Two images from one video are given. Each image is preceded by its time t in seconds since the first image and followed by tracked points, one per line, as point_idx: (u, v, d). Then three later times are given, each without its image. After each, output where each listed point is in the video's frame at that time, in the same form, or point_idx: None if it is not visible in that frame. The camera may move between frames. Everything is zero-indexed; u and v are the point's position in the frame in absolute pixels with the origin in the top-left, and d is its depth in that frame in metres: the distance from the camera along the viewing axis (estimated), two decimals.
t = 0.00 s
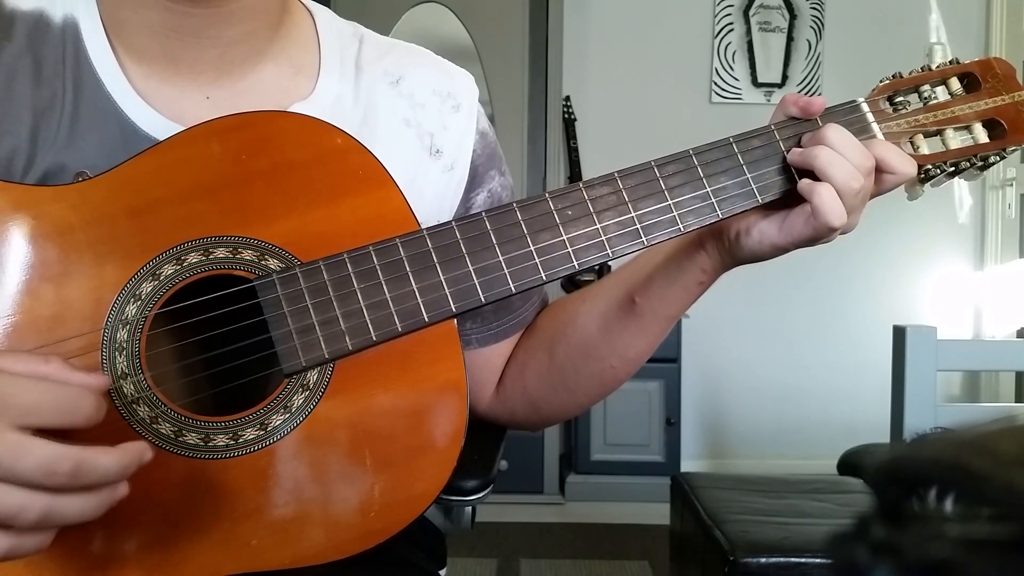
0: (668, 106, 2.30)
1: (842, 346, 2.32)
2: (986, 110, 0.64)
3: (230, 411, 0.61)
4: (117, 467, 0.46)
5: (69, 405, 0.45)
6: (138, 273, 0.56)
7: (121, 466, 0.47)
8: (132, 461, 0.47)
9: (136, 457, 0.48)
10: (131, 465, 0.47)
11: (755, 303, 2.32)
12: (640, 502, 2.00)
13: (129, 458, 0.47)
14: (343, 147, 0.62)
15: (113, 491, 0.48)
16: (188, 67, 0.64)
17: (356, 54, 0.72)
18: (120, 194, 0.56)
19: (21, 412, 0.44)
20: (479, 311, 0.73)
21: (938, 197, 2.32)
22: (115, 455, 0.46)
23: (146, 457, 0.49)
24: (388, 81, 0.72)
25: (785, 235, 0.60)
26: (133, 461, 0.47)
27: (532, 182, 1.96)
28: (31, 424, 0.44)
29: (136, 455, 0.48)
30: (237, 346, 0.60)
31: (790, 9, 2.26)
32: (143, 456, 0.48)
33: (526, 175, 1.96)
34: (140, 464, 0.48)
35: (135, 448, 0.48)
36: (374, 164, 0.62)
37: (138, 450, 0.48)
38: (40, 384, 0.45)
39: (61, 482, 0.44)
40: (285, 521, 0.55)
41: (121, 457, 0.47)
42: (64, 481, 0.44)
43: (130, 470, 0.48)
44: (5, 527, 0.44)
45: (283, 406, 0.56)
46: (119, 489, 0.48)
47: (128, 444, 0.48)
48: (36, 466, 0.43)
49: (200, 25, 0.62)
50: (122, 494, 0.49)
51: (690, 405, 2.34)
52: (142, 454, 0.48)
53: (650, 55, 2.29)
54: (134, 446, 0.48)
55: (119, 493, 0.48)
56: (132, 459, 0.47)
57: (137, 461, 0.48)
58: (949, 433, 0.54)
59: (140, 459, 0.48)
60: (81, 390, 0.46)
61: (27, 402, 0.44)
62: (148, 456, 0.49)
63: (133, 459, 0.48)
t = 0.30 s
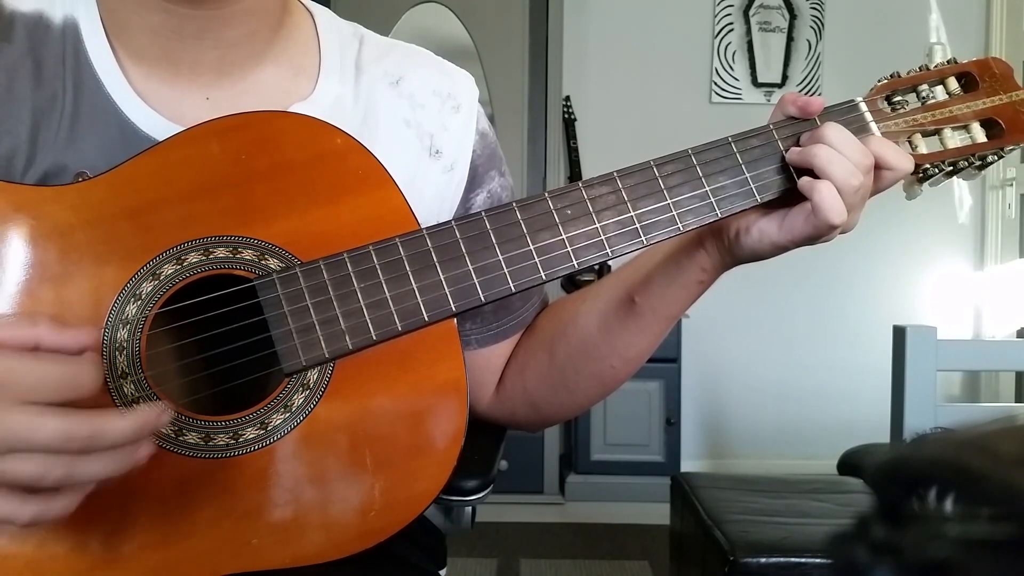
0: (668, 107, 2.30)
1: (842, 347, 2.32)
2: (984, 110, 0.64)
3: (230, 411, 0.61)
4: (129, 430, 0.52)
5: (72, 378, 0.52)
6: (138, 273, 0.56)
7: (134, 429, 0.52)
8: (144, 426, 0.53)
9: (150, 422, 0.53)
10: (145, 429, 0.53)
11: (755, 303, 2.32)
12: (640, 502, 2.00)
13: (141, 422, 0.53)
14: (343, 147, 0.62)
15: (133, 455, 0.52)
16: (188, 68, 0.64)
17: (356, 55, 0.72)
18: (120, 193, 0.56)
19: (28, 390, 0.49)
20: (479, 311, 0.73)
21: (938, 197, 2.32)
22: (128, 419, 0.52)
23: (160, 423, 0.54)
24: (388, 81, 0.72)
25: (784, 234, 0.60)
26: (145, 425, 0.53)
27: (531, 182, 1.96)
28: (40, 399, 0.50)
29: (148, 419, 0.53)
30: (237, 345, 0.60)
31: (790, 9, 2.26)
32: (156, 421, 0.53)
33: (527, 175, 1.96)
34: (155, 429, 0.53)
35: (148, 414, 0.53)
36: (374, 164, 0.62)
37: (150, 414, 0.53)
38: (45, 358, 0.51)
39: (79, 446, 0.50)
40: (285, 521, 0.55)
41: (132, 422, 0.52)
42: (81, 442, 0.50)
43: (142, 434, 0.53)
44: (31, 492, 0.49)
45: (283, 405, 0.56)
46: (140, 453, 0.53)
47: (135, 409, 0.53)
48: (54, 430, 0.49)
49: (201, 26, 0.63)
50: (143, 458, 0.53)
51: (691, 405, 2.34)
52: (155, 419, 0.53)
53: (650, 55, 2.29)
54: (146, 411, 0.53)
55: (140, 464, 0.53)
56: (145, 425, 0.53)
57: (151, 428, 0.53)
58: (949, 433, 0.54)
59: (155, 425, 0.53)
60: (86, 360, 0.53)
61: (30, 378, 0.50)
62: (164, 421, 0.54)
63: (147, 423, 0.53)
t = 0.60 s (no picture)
0: (668, 107, 2.30)
1: (842, 346, 2.32)
2: (985, 111, 0.64)
3: (230, 411, 0.61)
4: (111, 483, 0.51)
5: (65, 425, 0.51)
6: (138, 273, 0.56)
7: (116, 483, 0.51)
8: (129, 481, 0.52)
9: (134, 478, 0.52)
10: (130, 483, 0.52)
11: (755, 303, 2.32)
12: (640, 502, 2.00)
13: (125, 477, 0.52)
14: (344, 148, 0.62)
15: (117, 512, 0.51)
16: (188, 69, 0.64)
17: (356, 55, 0.72)
18: (121, 194, 0.56)
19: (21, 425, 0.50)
20: (479, 312, 0.73)
21: (938, 197, 2.32)
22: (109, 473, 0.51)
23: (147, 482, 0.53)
24: (388, 82, 0.72)
25: (785, 234, 0.60)
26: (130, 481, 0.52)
27: (532, 182, 1.96)
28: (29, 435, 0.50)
29: (132, 475, 0.52)
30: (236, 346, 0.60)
31: (790, 9, 2.26)
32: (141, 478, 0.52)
33: (527, 175, 1.96)
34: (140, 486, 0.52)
35: (135, 470, 0.52)
36: (375, 165, 0.63)
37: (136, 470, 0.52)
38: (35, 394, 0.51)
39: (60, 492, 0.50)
40: (286, 522, 0.55)
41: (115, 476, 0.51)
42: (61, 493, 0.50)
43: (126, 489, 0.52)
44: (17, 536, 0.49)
45: (284, 406, 0.56)
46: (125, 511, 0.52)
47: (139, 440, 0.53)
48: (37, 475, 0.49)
49: (202, 28, 0.63)
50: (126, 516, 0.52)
51: (691, 405, 2.34)
52: (140, 477, 0.52)
53: (650, 55, 2.29)
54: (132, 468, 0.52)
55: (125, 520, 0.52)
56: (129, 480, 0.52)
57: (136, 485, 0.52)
58: (949, 433, 0.54)
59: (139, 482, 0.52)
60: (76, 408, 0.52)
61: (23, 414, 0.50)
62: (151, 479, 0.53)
63: (130, 480, 0.52)
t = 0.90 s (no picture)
0: (668, 106, 2.30)
1: (842, 347, 2.33)
2: (986, 111, 0.64)
3: (231, 411, 0.61)
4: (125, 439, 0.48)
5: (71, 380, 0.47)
6: (138, 273, 0.56)
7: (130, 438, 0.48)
8: (140, 434, 0.49)
9: (144, 431, 0.49)
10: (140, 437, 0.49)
11: (755, 303, 2.32)
12: (640, 502, 2.00)
13: (136, 430, 0.49)
14: (344, 148, 0.62)
15: (125, 466, 0.49)
16: (189, 68, 0.64)
17: (357, 56, 0.72)
18: (122, 194, 0.56)
19: (26, 387, 0.46)
20: (479, 312, 0.73)
21: (938, 198, 2.32)
22: (121, 427, 0.48)
23: (154, 432, 0.51)
24: (388, 82, 0.72)
25: (785, 235, 0.60)
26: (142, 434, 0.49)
27: (532, 182, 1.96)
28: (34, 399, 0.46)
29: (142, 428, 0.49)
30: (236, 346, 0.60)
31: (790, 9, 2.26)
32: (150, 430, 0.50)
33: (527, 175, 1.96)
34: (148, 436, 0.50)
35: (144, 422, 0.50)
36: (375, 165, 0.62)
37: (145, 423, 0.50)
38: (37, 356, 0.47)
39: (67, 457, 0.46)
40: (286, 522, 0.55)
41: (127, 431, 0.48)
42: (72, 452, 0.46)
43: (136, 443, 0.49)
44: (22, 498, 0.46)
45: (284, 406, 0.56)
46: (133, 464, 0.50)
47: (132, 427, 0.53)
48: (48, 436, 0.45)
49: (203, 28, 0.63)
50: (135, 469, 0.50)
51: (691, 405, 2.34)
52: (148, 428, 0.50)
53: (650, 55, 2.29)
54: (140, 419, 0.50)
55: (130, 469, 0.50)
56: (140, 433, 0.49)
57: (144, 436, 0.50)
58: (949, 433, 0.54)
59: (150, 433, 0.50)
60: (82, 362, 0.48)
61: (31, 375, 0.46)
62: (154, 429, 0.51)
63: (141, 432, 0.49)
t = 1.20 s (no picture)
0: (668, 106, 2.30)
1: (842, 346, 2.32)
2: (986, 111, 0.64)
3: (230, 411, 0.61)
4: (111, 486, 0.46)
5: (63, 415, 0.45)
6: (138, 273, 0.56)
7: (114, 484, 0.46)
8: (125, 481, 0.47)
9: (131, 478, 0.47)
10: (126, 484, 0.47)
11: (755, 303, 2.32)
12: (640, 502, 2.00)
13: (122, 478, 0.47)
14: (344, 147, 0.62)
15: (103, 514, 0.47)
16: (188, 68, 0.64)
17: (356, 55, 0.72)
18: (121, 194, 0.56)
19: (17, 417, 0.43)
20: (479, 312, 0.73)
21: (938, 198, 2.32)
22: (108, 472, 0.46)
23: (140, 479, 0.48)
24: (388, 82, 0.72)
25: (785, 235, 0.59)
26: (129, 481, 0.47)
27: (532, 182, 1.96)
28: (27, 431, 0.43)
29: (129, 475, 0.47)
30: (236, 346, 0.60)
31: (790, 9, 2.26)
32: (137, 477, 0.48)
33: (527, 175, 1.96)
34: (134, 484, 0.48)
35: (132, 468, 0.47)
36: (374, 165, 0.62)
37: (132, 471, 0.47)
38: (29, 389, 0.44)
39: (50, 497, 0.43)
40: (285, 522, 0.55)
41: (115, 477, 0.46)
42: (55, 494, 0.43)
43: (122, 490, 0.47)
44: None
45: (283, 406, 0.56)
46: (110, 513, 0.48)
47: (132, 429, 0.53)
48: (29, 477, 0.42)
49: (202, 28, 0.62)
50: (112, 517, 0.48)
51: (691, 405, 2.34)
52: (136, 475, 0.48)
53: (650, 55, 2.29)
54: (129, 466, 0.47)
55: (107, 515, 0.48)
56: (126, 481, 0.47)
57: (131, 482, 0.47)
58: (949, 433, 0.54)
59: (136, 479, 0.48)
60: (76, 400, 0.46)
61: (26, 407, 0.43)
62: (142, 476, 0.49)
63: (127, 479, 0.47)
